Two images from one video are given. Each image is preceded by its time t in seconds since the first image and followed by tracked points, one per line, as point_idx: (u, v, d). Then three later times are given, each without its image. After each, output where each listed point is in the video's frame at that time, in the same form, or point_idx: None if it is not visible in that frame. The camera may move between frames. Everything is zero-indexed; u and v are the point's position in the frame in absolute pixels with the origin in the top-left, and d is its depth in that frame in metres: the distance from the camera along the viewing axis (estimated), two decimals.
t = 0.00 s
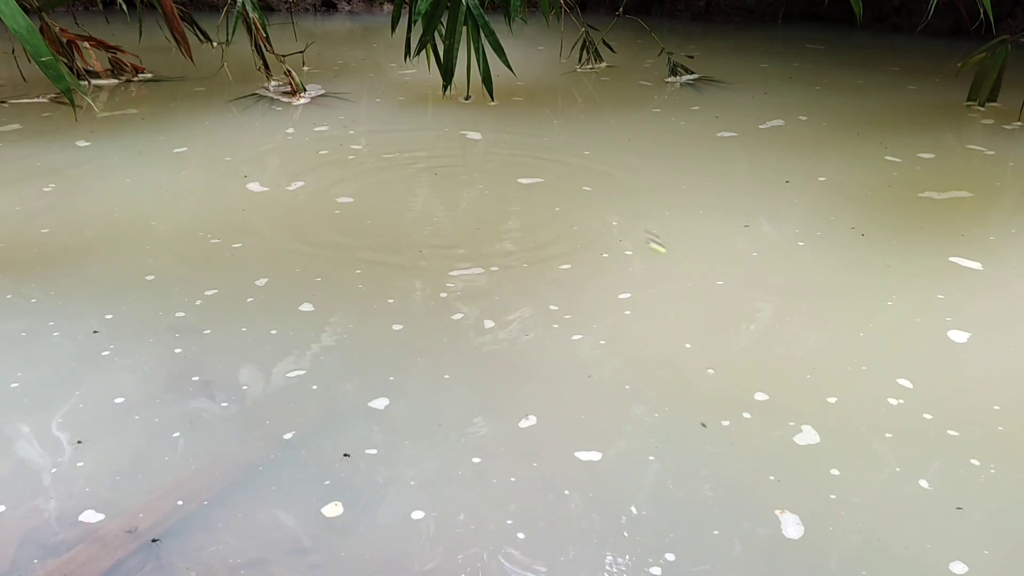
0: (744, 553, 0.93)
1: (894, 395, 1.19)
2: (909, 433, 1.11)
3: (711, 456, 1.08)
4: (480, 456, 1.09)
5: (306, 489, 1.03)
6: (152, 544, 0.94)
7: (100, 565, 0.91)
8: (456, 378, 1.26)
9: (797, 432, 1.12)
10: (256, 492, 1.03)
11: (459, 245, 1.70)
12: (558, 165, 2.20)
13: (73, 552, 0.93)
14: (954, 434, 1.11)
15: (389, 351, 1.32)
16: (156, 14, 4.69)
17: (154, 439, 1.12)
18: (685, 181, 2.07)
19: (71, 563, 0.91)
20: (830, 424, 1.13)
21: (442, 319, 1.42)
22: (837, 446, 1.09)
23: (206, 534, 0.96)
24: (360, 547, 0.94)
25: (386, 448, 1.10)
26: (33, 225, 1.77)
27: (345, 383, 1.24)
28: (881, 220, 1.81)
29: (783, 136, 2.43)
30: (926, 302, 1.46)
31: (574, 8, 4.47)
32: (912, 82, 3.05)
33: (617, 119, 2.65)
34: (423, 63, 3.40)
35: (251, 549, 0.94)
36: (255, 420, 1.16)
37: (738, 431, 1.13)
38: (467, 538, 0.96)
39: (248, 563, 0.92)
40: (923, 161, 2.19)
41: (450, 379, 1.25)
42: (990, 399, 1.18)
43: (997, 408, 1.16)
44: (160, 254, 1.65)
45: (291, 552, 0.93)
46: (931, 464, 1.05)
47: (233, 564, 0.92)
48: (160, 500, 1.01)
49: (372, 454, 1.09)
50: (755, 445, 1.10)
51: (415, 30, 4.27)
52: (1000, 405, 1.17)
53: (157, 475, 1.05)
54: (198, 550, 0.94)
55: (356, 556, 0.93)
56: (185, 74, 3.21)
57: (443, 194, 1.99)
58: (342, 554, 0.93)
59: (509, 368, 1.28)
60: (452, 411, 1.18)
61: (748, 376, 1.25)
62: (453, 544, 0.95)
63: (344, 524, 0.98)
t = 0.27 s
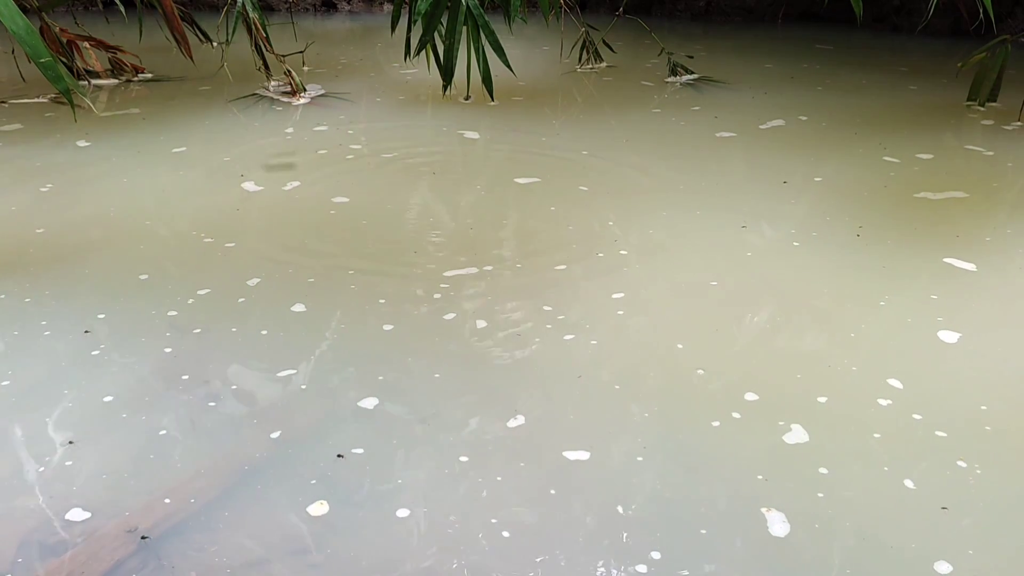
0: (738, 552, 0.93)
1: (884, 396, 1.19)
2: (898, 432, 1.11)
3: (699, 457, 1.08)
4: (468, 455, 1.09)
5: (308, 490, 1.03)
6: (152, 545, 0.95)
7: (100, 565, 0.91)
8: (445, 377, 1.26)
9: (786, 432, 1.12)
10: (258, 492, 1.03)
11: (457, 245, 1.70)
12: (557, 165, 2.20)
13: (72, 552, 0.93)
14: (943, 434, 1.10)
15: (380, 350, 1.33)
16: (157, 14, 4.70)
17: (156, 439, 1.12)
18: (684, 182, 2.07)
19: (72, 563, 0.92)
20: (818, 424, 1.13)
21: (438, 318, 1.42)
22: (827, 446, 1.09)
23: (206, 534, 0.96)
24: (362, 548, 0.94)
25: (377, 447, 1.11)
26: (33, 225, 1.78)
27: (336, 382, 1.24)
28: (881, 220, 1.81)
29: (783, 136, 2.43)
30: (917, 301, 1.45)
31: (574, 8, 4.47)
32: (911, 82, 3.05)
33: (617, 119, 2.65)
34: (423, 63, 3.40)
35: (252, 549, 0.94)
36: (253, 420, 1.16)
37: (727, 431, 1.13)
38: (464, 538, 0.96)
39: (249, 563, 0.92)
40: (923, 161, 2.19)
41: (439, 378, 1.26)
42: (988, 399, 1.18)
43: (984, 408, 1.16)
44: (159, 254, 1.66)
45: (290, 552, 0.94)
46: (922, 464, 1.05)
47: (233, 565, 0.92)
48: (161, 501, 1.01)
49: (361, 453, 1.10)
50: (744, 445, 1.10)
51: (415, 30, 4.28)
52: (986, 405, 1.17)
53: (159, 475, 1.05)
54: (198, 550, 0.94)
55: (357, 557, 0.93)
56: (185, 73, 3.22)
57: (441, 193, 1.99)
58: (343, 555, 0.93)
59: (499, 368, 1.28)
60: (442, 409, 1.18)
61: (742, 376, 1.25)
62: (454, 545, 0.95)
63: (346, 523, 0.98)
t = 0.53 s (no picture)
0: (736, 553, 0.93)
1: (876, 396, 1.19)
2: (890, 432, 1.11)
3: (690, 457, 1.08)
4: (458, 454, 1.10)
5: (310, 490, 1.03)
6: (152, 545, 0.95)
7: (101, 564, 0.92)
8: (435, 376, 1.26)
9: (781, 433, 1.12)
10: (261, 491, 1.03)
11: (455, 245, 1.71)
12: (556, 165, 2.20)
13: (73, 552, 0.93)
14: (931, 435, 1.11)
15: (371, 350, 1.33)
16: (157, 14, 4.71)
17: (157, 439, 1.12)
18: (683, 182, 2.07)
19: (72, 563, 0.92)
20: (807, 425, 1.13)
21: (435, 318, 1.43)
22: (817, 447, 1.09)
23: (206, 534, 0.97)
24: (364, 548, 0.94)
25: (370, 446, 1.11)
26: (34, 225, 1.78)
27: (329, 381, 1.25)
28: (881, 220, 1.81)
29: (782, 136, 2.43)
30: (909, 302, 1.45)
31: (574, 8, 4.47)
32: (911, 82, 3.05)
33: (616, 119, 2.65)
34: (423, 63, 3.40)
35: (252, 549, 0.95)
36: (251, 420, 1.16)
37: (716, 431, 1.13)
38: (462, 538, 0.96)
39: (249, 562, 0.93)
40: (922, 161, 2.19)
41: (430, 377, 1.26)
42: (985, 399, 1.18)
43: (971, 408, 1.16)
44: (159, 254, 1.66)
45: (290, 552, 0.94)
46: (913, 464, 1.05)
47: (233, 564, 0.92)
48: (162, 501, 1.01)
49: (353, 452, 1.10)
50: (733, 446, 1.10)
51: (415, 30, 4.28)
52: (974, 405, 1.16)
53: (160, 475, 1.06)
54: (198, 550, 0.94)
55: (358, 557, 0.93)
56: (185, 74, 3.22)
57: (440, 193, 1.99)
58: (343, 555, 0.94)
59: (492, 368, 1.28)
60: (432, 408, 1.19)
61: (737, 377, 1.25)
62: (453, 546, 0.95)
63: (346, 524, 0.98)
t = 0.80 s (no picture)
0: (737, 555, 0.93)
1: (871, 396, 1.19)
2: (885, 433, 1.11)
3: (682, 459, 1.08)
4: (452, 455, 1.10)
5: (310, 490, 1.04)
6: (152, 545, 0.95)
7: (101, 565, 0.92)
8: (425, 377, 1.27)
9: (779, 434, 1.12)
10: (262, 491, 1.04)
11: (453, 245, 1.71)
12: (556, 165, 2.21)
13: (73, 552, 0.94)
14: (918, 435, 1.10)
15: (361, 351, 1.33)
16: (157, 14, 4.71)
17: (157, 440, 1.13)
18: (682, 182, 2.07)
19: (73, 563, 0.92)
20: (799, 425, 1.13)
21: (433, 318, 1.43)
22: (811, 450, 1.09)
23: (206, 535, 0.97)
24: (363, 549, 0.95)
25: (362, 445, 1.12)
26: (34, 225, 1.78)
27: (322, 380, 1.25)
28: (881, 220, 1.81)
29: (781, 137, 2.43)
30: (902, 303, 1.45)
31: (574, 8, 4.48)
32: (911, 81, 3.05)
33: (616, 119, 2.65)
34: (423, 63, 3.41)
35: (251, 549, 0.95)
36: (250, 420, 1.17)
37: (707, 433, 1.13)
38: (462, 538, 0.96)
39: (248, 563, 0.93)
40: (922, 161, 2.19)
41: (424, 377, 1.27)
42: (981, 399, 1.18)
43: (958, 409, 1.16)
44: (160, 254, 1.67)
45: (290, 552, 0.94)
46: (903, 465, 1.05)
47: (232, 565, 0.93)
48: (162, 501, 1.02)
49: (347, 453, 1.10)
50: (727, 446, 1.10)
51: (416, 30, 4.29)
52: (962, 406, 1.16)
53: (160, 476, 1.06)
54: (198, 551, 0.95)
55: (357, 557, 0.94)
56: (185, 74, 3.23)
57: (440, 193, 2.00)
58: (342, 555, 0.94)
59: (486, 369, 1.28)
60: (426, 407, 1.19)
61: (735, 377, 1.25)
62: (453, 546, 0.95)
63: (346, 525, 0.98)
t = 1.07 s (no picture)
0: (737, 555, 0.92)
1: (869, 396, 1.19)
2: (882, 433, 1.11)
3: (679, 459, 1.08)
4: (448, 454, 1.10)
5: (309, 490, 1.04)
6: (152, 545, 0.95)
7: (100, 565, 0.92)
8: (421, 376, 1.27)
9: (778, 434, 1.12)
10: (262, 491, 1.04)
11: (453, 246, 1.71)
12: (555, 165, 2.21)
13: (73, 552, 0.94)
14: (907, 435, 1.10)
15: (358, 350, 1.33)
16: (157, 14, 4.71)
17: (156, 440, 1.12)
18: (682, 181, 2.07)
19: (73, 563, 0.92)
20: (793, 425, 1.13)
21: (433, 318, 1.43)
22: (808, 450, 1.09)
23: (206, 535, 0.97)
24: (363, 548, 0.95)
25: (363, 445, 1.12)
26: (34, 225, 1.78)
27: (319, 379, 1.25)
28: (881, 220, 1.81)
29: (781, 137, 2.43)
30: (898, 303, 1.45)
31: (574, 8, 4.47)
32: (911, 81, 3.05)
33: (616, 119, 2.65)
34: (423, 63, 3.40)
35: (251, 549, 0.95)
36: (248, 420, 1.16)
37: (703, 433, 1.12)
38: (461, 538, 0.96)
39: (248, 563, 0.93)
40: (922, 161, 2.19)
41: (420, 376, 1.27)
42: (981, 399, 1.18)
43: (948, 408, 1.16)
44: (159, 254, 1.66)
45: (290, 552, 0.94)
46: (901, 465, 1.05)
47: (232, 565, 0.93)
48: (162, 501, 1.01)
49: (359, 452, 1.10)
50: (722, 446, 1.10)
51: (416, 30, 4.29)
52: (952, 405, 1.16)
53: (159, 476, 1.06)
54: (198, 551, 0.95)
55: (356, 557, 0.93)
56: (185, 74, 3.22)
57: (440, 193, 1.99)
58: (342, 555, 0.94)
59: (483, 369, 1.28)
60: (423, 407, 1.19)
61: (733, 376, 1.25)
62: (453, 546, 0.95)
63: (346, 525, 0.98)
